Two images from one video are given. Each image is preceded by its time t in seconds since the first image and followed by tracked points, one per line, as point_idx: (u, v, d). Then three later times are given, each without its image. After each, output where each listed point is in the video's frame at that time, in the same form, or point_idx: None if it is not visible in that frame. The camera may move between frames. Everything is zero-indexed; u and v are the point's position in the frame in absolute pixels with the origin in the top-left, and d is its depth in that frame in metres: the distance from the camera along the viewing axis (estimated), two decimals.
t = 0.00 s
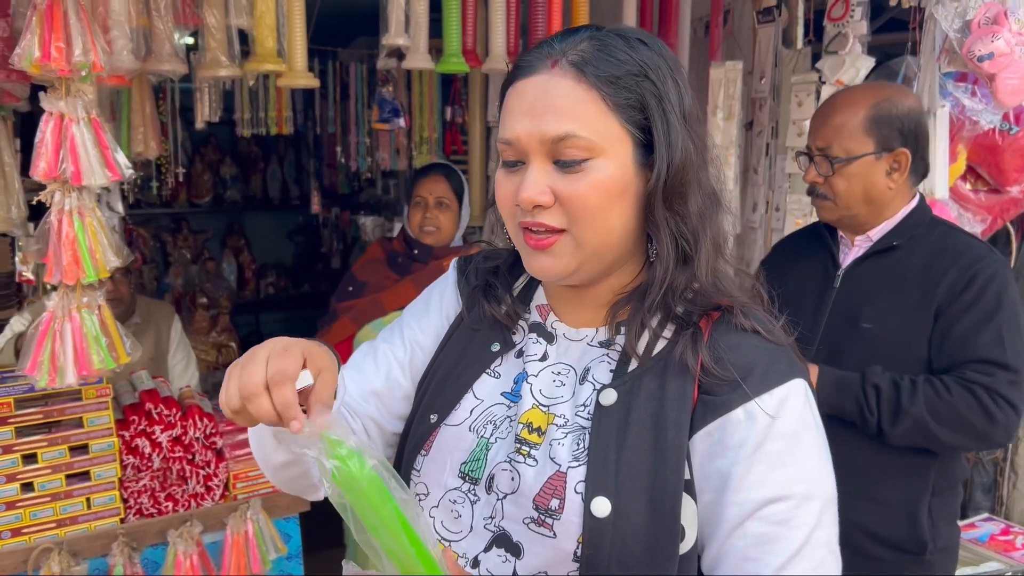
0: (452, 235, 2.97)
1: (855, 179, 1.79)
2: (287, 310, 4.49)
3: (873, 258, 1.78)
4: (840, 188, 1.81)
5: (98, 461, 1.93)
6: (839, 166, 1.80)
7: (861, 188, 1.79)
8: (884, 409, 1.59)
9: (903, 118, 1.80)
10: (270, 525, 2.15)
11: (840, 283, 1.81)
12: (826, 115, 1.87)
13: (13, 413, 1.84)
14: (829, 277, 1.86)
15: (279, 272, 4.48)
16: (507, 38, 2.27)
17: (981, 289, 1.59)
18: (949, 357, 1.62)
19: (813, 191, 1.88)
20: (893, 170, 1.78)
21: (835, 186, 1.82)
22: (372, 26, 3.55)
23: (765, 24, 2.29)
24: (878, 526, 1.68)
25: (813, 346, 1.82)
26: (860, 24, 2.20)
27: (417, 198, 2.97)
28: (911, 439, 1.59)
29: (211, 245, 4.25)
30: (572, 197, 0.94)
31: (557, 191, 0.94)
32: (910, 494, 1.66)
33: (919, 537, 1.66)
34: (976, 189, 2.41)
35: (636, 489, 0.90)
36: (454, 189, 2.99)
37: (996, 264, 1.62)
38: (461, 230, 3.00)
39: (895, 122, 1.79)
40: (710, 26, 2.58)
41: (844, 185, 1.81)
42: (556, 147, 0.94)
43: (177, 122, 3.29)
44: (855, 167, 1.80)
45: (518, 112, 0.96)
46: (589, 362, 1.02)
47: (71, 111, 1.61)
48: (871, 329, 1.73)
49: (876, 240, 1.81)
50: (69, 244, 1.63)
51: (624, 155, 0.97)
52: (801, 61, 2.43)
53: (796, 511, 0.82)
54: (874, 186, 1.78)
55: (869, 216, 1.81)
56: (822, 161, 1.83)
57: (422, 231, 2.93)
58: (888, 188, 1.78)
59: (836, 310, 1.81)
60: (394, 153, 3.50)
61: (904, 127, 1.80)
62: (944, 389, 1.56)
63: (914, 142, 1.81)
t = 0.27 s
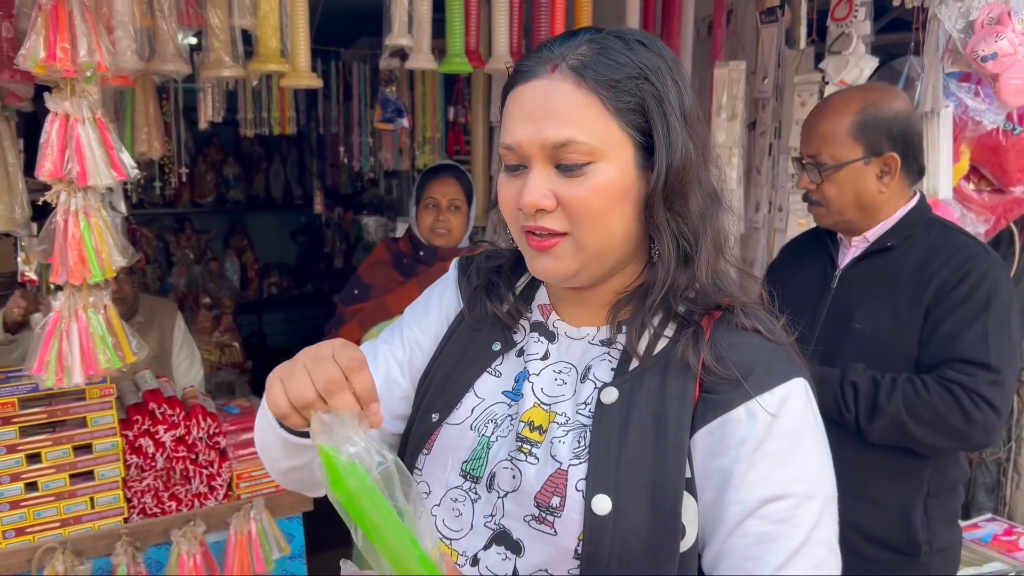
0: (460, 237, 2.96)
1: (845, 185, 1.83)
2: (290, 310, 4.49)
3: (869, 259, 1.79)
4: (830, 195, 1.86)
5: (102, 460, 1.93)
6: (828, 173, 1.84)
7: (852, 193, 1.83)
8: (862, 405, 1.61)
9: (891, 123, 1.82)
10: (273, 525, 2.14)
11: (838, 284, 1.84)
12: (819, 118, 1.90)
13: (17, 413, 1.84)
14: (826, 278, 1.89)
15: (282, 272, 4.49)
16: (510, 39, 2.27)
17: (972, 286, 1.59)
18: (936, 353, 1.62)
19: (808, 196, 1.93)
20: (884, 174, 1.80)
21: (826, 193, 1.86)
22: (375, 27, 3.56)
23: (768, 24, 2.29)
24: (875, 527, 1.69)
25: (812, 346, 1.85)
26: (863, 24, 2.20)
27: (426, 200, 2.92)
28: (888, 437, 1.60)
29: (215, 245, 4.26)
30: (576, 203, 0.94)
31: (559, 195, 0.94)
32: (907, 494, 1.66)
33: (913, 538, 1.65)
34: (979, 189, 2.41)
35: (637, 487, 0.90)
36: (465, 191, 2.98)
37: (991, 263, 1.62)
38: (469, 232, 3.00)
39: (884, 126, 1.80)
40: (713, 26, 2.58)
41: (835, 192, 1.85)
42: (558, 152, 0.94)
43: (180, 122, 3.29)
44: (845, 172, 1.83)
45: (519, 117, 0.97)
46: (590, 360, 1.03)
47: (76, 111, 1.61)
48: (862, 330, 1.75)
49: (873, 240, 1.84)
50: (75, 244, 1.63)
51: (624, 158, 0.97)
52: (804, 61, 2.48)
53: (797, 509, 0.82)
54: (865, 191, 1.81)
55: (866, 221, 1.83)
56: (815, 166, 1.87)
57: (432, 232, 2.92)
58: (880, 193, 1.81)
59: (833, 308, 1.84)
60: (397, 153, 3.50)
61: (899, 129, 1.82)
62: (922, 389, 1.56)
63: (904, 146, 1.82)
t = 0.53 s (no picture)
0: (465, 237, 2.96)
1: (830, 184, 1.86)
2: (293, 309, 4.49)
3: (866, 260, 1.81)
4: (817, 191, 1.89)
5: (105, 460, 1.93)
6: (814, 169, 1.88)
7: (836, 190, 1.85)
8: (889, 433, 1.59)
9: (879, 124, 1.80)
10: (276, 526, 2.14)
11: (836, 286, 1.85)
12: (813, 115, 1.93)
13: (21, 412, 1.84)
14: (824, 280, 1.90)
15: (285, 272, 4.49)
16: (514, 38, 2.27)
17: (978, 291, 1.58)
18: (948, 364, 1.60)
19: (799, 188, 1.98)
20: (869, 176, 1.81)
21: (814, 189, 1.90)
22: (378, 27, 3.55)
23: (772, 24, 2.29)
24: (872, 529, 1.71)
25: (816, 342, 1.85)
26: (868, 23, 2.19)
27: (433, 200, 2.94)
28: (919, 459, 1.59)
29: (217, 244, 4.26)
30: (572, 188, 0.95)
31: (515, 187, 0.96)
32: (907, 496, 1.66)
33: (910, 540, 1.66)
34: (984, 190, 2.40)
35: (642, 486, 0.90)
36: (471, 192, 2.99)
37: (990, 266, 1.60)
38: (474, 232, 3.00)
39: (871, 128, 1.80)
40: (716, 26, 2.59)
41: (820, 189, 1.88)
42: (516, 142, 0.97)
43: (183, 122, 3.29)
44: (831, 171, 1.86)
45: (514, 110, 0.97)
46: (593, 359, 1.02)
47: (78, 110, 1.61)
48: (860, 332, 1.76)
49: (872, 240, 1.84)
50: (75, 244, 1.63)
51: (579, 156, 0.95)
52: (808, 61, 2.45)
53: (803, 511, 0.82)
54: (850, 191, 1.83)
55: (852, 221, 1.86)
56: (805, 162, 1.91)
57: (439, 233, 2.92)
58: (865, 194, 1.81)
59: (830, 310, 1.85)
60: (400, 153, 3.50)
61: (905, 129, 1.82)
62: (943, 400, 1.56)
63: (894, 148, 1.80)
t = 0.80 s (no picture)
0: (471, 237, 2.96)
1: (827, 183, 1.85)
2: (295, 309, 4.49)
3: (864, 261, 1.81)
4: (815, 191, 1.90)
5: (108, 460, 1.93)
6: (813, 169, 1.87)
7: (835, 189, 1.84)
8: (941, 491, 1.56)
9: (877, 124, 1.79)
10: (279, 524, 2.14)
11: (836, 284, 1.86)
12: (811, 116, 1.92)
13: (25, 412, 1.84)
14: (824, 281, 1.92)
15: (287, 272, 4.49)
16: (517, 37, 2.27)
17: (984, 293, 1.57)
18: (964, 371, 1.58)
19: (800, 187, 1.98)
20: (866, 176, 1.80)
21: (812, 189, 1.90)
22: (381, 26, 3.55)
23: (776, 24, 2.28)
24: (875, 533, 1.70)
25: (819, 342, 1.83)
26: (873, 23, 2.19)
27: (440, 200, 2.93)
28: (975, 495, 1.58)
29: (219, 244, 4.26)
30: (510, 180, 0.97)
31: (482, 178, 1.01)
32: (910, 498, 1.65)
33: (912, 543, 1.66)
34: (989, 190, 2.40)
35: (610, 490, 0.86)
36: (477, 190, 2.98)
37: (991, 267, 1.60)
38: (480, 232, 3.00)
39: (868, 127, 1.79)
40: (720, 26, 2.58)
41: (818, 189, 1.88)
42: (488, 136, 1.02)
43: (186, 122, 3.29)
44: (828, 171, 1.86)
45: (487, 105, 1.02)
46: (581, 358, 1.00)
47: (78, 109, 1.61)
48: (861, 331, 1.75)
49: (873, 239, 1.84)
50: (73, 243, 1.63)
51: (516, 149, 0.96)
52: (813, 61, 2.42)
53: (778, 522, 0.78)
54: (847, 191, 1.83)
55: (853, 221, 1.85)
56: (807, 161, 1.90)
57: (445, 232, 2.92)
58: (861, 195, 1.81)
59: (831, 310, 1.85)
60: (403, 153, 3.50)
61: (908, 129, 1.81)
62: (966, 434, 1.54)
63: (892, 148, 1.78)
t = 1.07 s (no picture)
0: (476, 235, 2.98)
1: (828, 185, 1.86)
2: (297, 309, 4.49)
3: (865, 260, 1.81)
4: (817, 194, 1.90)
5: (110, 459, 1.93)
6: (814, 171, 1.88)
7: (836, 190, 1.85)
8: (975, 524, 1.52)
9: (875, 124, 1.78)
10: (282, 524, 2.02)
11: (838, 282, 1.86)
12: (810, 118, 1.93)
13: (27, 411, 1.85)
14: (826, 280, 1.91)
15: (289, 271, 4.49)
16: (519, 37, 2.26)
17: (985, 294, 1.56)
18: (966, 372, 1.57)
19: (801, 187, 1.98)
20: (866, 176, 1.80)
21: (813, 191, 1.91)
22: (383, 26, 3.55)
23: (780, 24, 2.28)
24: (873, 531, 1.72)
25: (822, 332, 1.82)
26: (877, 23, 2.18)
27: (444, 201, 2.91)
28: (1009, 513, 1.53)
29: (221, 243, 4.26)
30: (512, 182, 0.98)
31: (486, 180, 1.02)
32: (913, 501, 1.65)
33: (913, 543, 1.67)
34: (995, 191, 2.39)
35: (579, 490, 0.86)
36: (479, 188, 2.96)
37: (993, 267, 1.58)
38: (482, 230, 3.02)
39: (866, 127, 1.78)
40: (724, 26, 2.58)
41: (820, 192, 1.89)
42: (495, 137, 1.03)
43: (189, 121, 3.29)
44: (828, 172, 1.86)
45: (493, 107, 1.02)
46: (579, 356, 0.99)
47: (80, 109, 1.61)
48: (862, 331, 1.75)
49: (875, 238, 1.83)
50: (74, 242, 1.62)
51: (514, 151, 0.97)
52: (817, 61, 2.46)
53: (744, 535, 0.76)
54: (848, 192, 1.83)
55: (855, 221, 1.85)
56: (807, 162, 1.91)
57: (450, 232, 2.92)
58: (862, 195, 1.81)
59: (833, 311, 1.85)
60: (405, 152, 3.50)
61: (912, 128, 1.80)
62: (977, 463, 1.52)
63: (891, 147, 1.78)
